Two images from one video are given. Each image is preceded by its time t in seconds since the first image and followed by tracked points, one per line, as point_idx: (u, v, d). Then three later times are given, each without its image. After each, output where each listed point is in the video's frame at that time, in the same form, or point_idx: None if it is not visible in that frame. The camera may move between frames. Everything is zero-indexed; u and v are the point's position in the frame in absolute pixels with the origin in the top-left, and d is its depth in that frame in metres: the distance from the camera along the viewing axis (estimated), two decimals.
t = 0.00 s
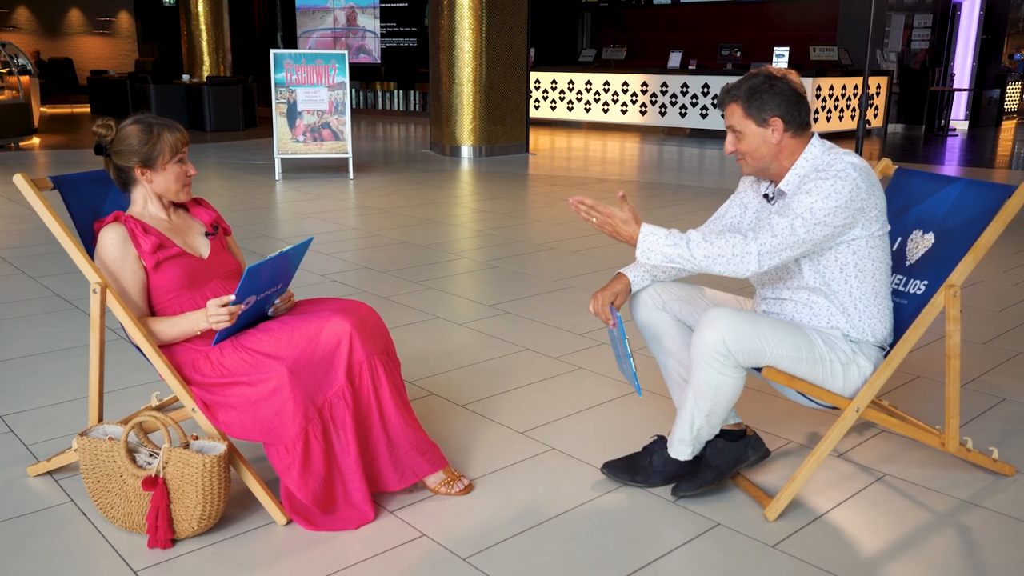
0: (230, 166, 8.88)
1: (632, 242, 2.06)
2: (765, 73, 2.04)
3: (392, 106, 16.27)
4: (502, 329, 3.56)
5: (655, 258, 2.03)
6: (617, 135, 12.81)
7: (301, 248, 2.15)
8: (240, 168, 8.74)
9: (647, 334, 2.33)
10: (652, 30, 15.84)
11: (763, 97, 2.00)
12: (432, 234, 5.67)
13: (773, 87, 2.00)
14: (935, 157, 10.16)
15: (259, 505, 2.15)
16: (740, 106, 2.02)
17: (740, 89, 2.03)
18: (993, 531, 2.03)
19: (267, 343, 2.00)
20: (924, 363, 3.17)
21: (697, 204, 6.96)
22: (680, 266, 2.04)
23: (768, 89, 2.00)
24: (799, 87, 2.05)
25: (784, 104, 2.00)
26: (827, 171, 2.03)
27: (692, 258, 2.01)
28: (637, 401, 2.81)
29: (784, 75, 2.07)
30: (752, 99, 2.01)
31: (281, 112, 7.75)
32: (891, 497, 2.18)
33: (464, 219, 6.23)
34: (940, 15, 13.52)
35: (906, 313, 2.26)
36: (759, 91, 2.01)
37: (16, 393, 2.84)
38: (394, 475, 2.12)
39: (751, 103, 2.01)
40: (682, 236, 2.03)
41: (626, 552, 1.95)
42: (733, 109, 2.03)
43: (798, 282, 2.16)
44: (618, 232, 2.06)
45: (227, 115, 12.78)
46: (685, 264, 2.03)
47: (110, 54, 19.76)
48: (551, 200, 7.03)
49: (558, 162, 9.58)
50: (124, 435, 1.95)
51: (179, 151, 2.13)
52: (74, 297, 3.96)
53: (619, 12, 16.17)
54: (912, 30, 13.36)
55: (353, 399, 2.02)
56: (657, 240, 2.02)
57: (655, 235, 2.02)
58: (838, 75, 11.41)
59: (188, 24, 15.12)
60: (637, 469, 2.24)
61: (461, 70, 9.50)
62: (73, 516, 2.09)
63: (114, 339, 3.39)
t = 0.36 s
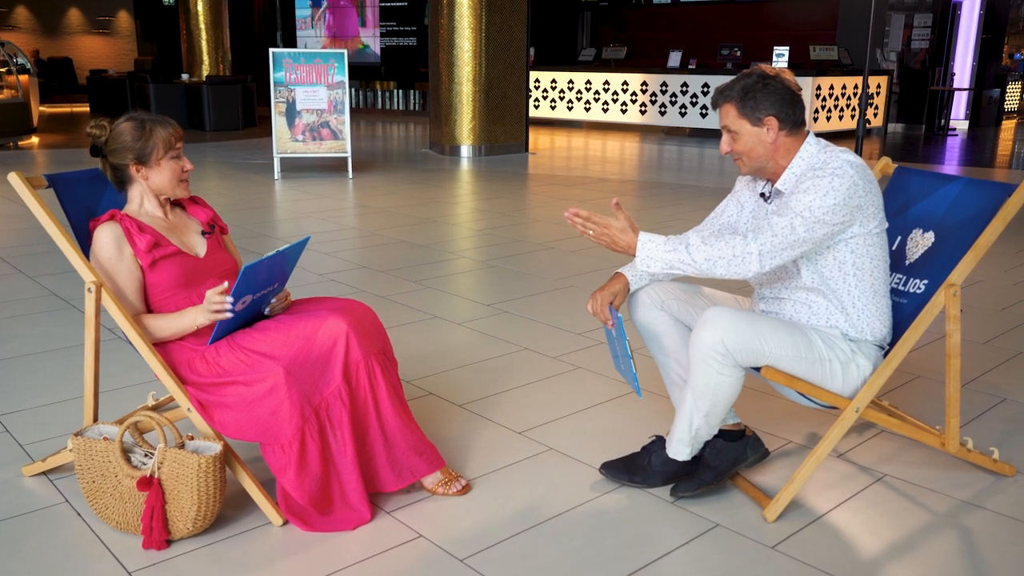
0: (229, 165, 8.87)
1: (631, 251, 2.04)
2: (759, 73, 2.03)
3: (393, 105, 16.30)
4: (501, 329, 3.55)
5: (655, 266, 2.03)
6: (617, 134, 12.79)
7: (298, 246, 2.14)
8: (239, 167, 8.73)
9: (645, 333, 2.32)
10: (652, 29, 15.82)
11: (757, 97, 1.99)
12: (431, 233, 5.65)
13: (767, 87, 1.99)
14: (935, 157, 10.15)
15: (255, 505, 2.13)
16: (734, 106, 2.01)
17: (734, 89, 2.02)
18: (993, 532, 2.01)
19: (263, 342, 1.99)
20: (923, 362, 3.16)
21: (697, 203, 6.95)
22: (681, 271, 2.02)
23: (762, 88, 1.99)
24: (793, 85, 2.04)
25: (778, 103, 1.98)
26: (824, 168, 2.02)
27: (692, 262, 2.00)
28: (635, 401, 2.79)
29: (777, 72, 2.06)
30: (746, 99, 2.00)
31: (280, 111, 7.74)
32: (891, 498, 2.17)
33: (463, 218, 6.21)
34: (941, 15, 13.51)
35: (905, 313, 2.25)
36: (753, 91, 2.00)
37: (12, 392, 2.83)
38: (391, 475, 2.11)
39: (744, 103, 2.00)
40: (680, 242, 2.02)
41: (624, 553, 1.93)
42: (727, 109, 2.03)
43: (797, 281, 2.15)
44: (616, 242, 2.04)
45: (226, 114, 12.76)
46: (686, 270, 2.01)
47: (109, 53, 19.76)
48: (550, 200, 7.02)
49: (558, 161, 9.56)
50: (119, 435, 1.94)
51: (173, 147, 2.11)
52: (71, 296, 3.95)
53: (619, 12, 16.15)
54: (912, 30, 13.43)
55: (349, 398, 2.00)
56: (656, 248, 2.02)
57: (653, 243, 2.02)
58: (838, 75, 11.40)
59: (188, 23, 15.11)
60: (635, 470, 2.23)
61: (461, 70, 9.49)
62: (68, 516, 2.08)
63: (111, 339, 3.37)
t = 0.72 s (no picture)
0: (228, 165, 8.85)
1: (634, 252, 2.00)
2: (768, 68, 2.01)
3: (392, 105, 16.28)
4: (501, 329, 3.52)
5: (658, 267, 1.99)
6: (617, 134, 12.76)
7: (295, 246, 2.11)
8: (238, 166, 8.71)
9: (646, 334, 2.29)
10: (652, 29, 15.79)
11: (766, 93, 1.96)
12: (430, 233, 5.63)
13: (776, 82, 1.97)
14: (936, 157, 10.11)
15: (251, 508, 2.11)
16: (743, 102, 1.99)
17: (742, 84, 1.99)
18: (998, 535, 1.99)
19: (259, 344, 1.96)
20: (926, 363, 3.13)
21: (697, 203, 6.92)
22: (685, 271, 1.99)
23: (770, 84, 1.97)
24: (804, 83, 2.02)
25: (787, 99, 1.96)
26: (830, 167, 1.99)
27: (697, 261, 1.97)
28: (636, 402, 2.77)
29: (788, 70, 2.04)
30: (755, 94, 1.97)
31: (279, 110, 7.72)
32: (894, 500, 2.14)
33: (463, 218, 6.18)
34: (941, 14, 13.48)
35: (909, 313, 2.22)
36: (762, 87, 1.97)
37: (7, 393, 2.80)
38: (389, 478, 2.08)
39: (753, 98, 1.97)
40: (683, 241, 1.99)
41: (623, 557, 1.91)
42: (737, 105, 2.00)
43: (801, 282, 2.12)
44: (619, 243, 2.01)
45: (226, 114, 12.72)
46: (691, 270, 1.98)
47: (109, 53, 19.74)
48: (550, 200, 6.99)
49: (558, 161, 9.54)
50: (113, 438, 1.91)
51: (162, 146, 2.08)
52: (68, 296, 3.93)
53: (619, 12, 16.11)
54: (913, 29, 13.48)
55: (347, 400, 1.98)
56: (660, 246, 1.98)
57: (656, 242, 1.98)
58: (839, 74, 11.36)
59: (187, 23, 15.09)
60: (636, 472, 2.20)
61: (460, 69, 9.46)
62: (62, 519, 2.06)
63: (108, 339, 3.35)
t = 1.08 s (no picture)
0: (227, 165, 8.82)
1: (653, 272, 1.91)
2: (798, 61, 2.01)
3: (391, 105, 16.25)
4: (501, 332, 3.49)
5: (677, 279, 1.89)
6: (616, 134, 12.74)
7: (291, 249, 2.08)
8: (237, 167, 8.69)
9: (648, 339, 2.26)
10: (652, 29, 15.76)
11: (791, 80, 1.96)
12: (430, 234, 5.60)
13: (805, 74, 1.97)
14: (936, 157, 10.09)
15: (247, 515, 2.08)
16: (767, 85, 1.98)
17: (769, 69, 1.98)
18: (1003, 542, 1.96)
19: (254, 348, 1.93)
20: (930, 367, 3.10)
21: (697, 204, 6.89)
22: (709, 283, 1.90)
23: (797, 74, 1.97)
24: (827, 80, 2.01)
25: (811, 92, 1.96)
26: (842, 166, 1.97)
27: (722, 268, 1.88)
28: (636, 407, 2.74)
29: (809, 62, 2.04)
30: (781, 80, 1.97)
31: (278, 111, 7.69)
32: (898, 507, 2.12)
33: (462, 219, 6.15)
34: (941, 15, 13.46)
35: (913, 318, 2.20)
36: (787, 74, 1.97)
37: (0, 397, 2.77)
38: (387, 485, 2.06)
39: (779, 84, 1.97)
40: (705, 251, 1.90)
41: (623, 565, 1.88)
42: (759, 86, 1.98)
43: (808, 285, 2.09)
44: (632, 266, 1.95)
45: (225, 114, 12.68)
46: (715, 279, 1.89)
47: (108, 53, 19.72)
48: (550, 201, 6.96)
49: (558, 162, 9.52)
50: (107, 444, 1.88)
51: (155, 147, 2.04)
52: (64, 298, 3.90)
53: (619, 12, 16.09)
54: (913, 29, 13.36)
55: (343, 405, 1.95)
56: (679, 260, 1.89)
57: (677, 259, 1.89)
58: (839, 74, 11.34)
59: (186, 24, 15.07)
60: (637, 477, 2.17)
61: (460, 69, 9.43)
62: (56, 526, 2.03)
63: (104, 343, 3.32)
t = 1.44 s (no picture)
0: (225, 166, 8.79)
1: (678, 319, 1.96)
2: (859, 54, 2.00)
3: (390, 106, 16.20)
4: (500, 334, 3.47)
5: (702, 320, 1.93)
6: (616, 135, 12.71)
7: (286, 251, 2.05)
8: (235, 168, 8.66)
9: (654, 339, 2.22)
10: (651, 29, 15.73)
11: (848, 69, 1.96)
12: (429, 235, 5.58)
13: (862, 69, 1.96)
14: (936, 158, 10.05)
15: (240, 521, 2.06)
16: (825, 66, 1.97)
17: (830, 54, 1.99)
18: (1006, 548, 1.94)
19: (249, 353, 1.91)
20: (932, 370, 3.08)
21: (697, 205, 6.86)
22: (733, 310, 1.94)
23: (855, 66, 1.96)
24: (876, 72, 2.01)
25: (861, 86, 1.95)
26: (870, 168, 1.95)
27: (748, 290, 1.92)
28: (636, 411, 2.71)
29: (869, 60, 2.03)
30: (841, 66, 1.96)
31: (276, 111, 7.66)
32: (901, 513, 2.09)
33: (461, 220, 6.13)
34: (941, 15, 13.41)
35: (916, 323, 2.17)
36: (846, 63, 1.97)
37: None
38: (383, 491, 2.03)
39: (838, 68, 1.96)
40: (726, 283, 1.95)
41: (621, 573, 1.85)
42: (816, 65, 1.98)
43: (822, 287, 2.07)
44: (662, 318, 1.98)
45: (223, 115, 12.64)
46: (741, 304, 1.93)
47: (106, 53, 19.71)
48: (549, 202, 6.94)
49: (557, 162, 9.50)
50: (99, 450, 1.86)
51: (154, 150, 2.02)
52: (59, 300, 3.87)
53: (619, 12, 16.06)
54: (913, 30, 13.24)
55: (339, 412, 1.93)
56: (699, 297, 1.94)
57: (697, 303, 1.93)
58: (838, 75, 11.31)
59: (185, 24, 15.04)
60: (636, 483, 2.15)
61: (459, 70, 9.40)
62: (48, 533, 2.00)
63: (99, 345, 3.30)
